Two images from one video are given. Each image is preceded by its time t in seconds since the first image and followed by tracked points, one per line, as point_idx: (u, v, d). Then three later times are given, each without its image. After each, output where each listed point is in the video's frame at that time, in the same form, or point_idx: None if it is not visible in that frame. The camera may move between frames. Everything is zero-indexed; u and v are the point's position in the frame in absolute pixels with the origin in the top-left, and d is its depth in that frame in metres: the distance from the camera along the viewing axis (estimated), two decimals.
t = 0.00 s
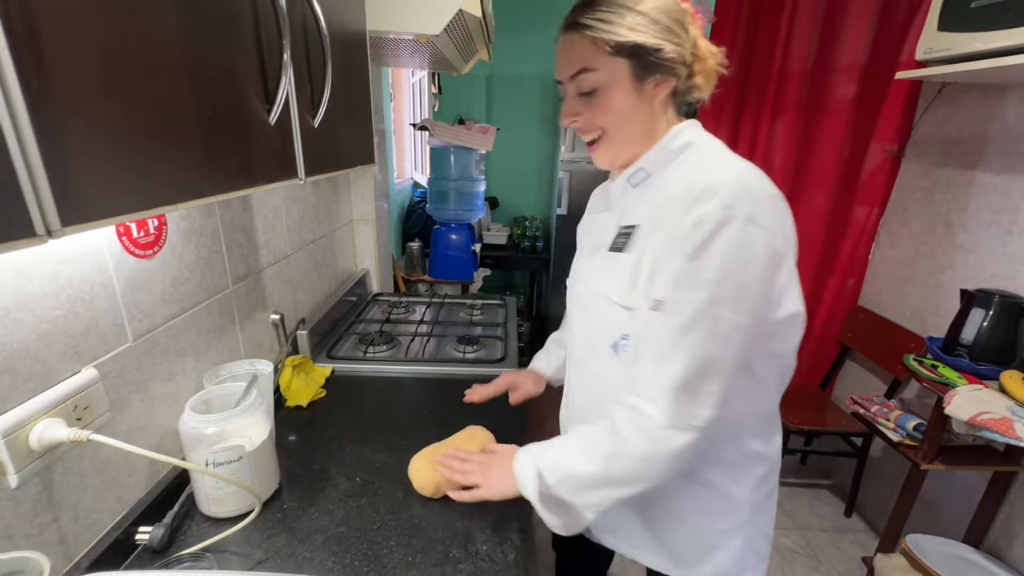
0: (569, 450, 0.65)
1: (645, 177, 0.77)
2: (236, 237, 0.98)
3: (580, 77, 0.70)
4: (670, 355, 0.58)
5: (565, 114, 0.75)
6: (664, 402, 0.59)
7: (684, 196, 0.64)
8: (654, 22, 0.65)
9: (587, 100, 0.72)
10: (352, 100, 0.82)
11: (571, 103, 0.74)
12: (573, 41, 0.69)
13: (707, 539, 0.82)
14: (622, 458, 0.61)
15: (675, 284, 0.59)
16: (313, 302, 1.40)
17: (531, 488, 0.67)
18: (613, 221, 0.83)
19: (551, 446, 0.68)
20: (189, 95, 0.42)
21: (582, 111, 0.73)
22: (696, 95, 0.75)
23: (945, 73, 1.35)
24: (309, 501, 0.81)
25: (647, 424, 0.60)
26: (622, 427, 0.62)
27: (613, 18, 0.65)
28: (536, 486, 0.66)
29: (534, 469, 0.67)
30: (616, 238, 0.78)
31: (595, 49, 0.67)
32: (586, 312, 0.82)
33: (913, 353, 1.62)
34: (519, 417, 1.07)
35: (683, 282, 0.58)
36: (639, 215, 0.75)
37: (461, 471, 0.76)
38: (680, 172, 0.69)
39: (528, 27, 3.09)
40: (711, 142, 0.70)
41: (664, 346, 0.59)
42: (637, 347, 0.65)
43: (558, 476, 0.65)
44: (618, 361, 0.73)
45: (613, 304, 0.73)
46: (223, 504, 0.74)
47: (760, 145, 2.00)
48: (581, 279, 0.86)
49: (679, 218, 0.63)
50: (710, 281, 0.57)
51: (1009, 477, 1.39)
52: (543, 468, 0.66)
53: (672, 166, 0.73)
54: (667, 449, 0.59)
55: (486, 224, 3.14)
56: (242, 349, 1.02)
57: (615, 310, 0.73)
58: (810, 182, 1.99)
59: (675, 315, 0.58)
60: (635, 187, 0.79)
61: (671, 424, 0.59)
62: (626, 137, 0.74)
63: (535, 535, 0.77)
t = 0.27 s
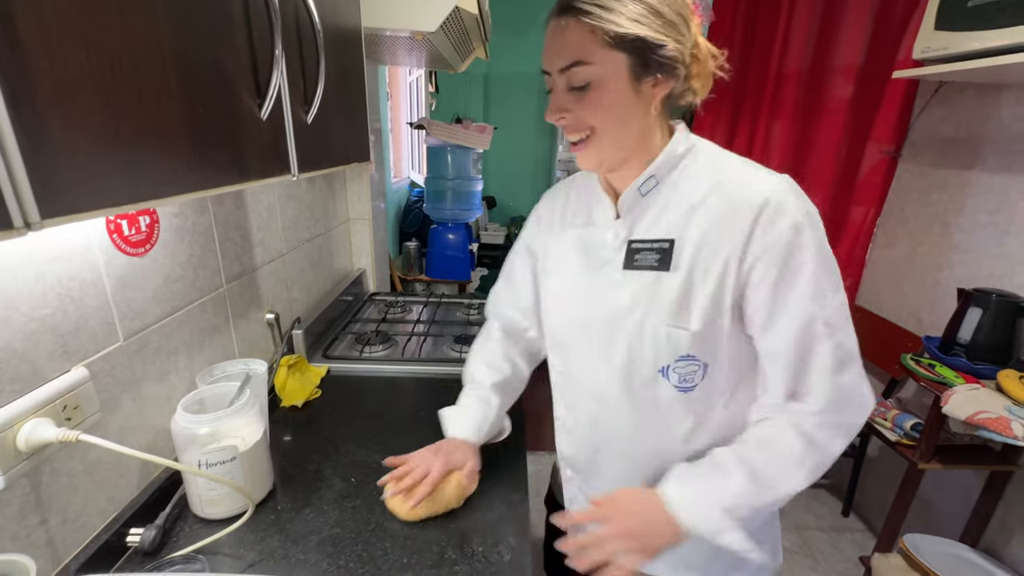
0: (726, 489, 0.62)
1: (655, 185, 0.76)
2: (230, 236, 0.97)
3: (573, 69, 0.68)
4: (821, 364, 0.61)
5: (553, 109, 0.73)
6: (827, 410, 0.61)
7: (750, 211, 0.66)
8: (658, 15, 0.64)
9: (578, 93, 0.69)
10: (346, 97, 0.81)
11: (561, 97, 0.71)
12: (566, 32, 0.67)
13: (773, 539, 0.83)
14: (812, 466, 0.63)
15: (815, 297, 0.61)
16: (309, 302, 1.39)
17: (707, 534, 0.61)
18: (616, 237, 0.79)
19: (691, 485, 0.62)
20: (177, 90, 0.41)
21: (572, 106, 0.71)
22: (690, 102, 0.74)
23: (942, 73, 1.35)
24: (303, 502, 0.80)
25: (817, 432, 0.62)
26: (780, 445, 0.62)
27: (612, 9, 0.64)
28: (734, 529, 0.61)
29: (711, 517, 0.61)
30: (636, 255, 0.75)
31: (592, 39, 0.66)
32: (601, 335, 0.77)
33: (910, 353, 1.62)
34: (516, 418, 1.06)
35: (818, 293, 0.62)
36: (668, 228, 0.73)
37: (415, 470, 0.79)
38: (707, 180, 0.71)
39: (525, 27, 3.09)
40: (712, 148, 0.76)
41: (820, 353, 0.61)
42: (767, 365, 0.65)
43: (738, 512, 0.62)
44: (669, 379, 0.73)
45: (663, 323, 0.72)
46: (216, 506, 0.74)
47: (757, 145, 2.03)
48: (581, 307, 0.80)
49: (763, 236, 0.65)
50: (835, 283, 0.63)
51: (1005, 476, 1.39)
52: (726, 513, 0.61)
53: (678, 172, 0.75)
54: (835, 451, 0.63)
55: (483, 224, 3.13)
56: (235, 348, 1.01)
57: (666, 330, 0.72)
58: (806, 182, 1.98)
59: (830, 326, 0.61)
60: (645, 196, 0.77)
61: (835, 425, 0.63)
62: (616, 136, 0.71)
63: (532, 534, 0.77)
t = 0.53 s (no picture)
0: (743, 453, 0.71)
1: (614, 223, 0.75)
2: (234, 240, 0.98)
3: (513, 113, 0.65)
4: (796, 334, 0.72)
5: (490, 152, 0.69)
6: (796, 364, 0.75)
7: (713, 237, 0.69)
8: (597, 63, 0.64)
9: (518, 138, 0.66)
10: (349, 103, 0.82)
11: (499, 141, 0.68)
12: (504, 76, 0.64)
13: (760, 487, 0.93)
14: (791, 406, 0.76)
15: (777, 295, 0.70)
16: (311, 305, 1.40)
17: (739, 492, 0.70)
18: (580, 280, 0.75)
19: (717, 463, 0.70)
20: (184, 99, 0.42)
21: (512, 151, 0.68)
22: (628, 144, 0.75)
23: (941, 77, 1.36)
24: (306, 505, 0.81)
25: (790, 383, 0.75)
26: (772, 408, 0.74)
27: (552, 55, 0.62)
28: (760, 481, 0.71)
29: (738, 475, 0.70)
30: (613, 295, 0.73)
31: (532, 85, 0.63)
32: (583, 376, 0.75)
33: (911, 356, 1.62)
34: (517, 420, 1.07)
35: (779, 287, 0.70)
36: (637, 262, 0.73)
37: None
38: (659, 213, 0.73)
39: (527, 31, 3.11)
40: (647, 174, 0.78)
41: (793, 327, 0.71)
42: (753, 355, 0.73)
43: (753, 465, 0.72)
44: (662, 402, 0.75)
45: (650, 356, 0.72)
46: (219, 508, 0.74)
47: (757, 149, 2.02)
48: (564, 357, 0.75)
49: (729, 259, 0.69)
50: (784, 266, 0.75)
51: (1006, 480, 1.39)
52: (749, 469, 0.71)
53: (630, 204, 0.75)
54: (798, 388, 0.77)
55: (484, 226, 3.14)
56: (238, 351, 1.02)
57: (654, 361, 0.72)
58: (807, 185, 1.99)
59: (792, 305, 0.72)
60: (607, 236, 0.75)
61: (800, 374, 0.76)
62: (558, 182, 0.69)
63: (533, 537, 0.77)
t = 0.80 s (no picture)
0: (728, 438, 0.71)
1: (633, 198, 0.77)
2: (245, 238, 1.00)
3: (542, 97, 0.67)
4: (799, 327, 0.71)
5: (523, 135, 0.71)
6: (803, 366, 0.72)
7: (726, 216, 0.71)
8: (623, 44, 0.65)
9: (550, 120, 0.68)
10: (359, 103, 0.83)
11: (530, 123, 0.70)
12: (534, 61, 0.66)
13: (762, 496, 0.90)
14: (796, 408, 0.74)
15: (785, 282, 0.70)
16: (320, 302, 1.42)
17: (716, 477, 0.70)
18: (599, 249, 0.78)
19: (700, 447, 0.70)
20: (204, 98, 0.43)
21: (543, 132, 0.70)
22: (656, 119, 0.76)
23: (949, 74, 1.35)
24: (316, 496, 0.82)
25: (795, 382, 0.73)
26: (769, 401, 0.72)
27: (579, 38, 0.64)
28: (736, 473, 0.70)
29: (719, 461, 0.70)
30: (622, 264, 0.76)
31: (560, 68, 0.65)
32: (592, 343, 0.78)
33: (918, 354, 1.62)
34: (523, 415, 1.08)
35: (788, 275, 0.70)
36: (650, 236, 0.75)
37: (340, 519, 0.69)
38: (679, 193, 0.75)
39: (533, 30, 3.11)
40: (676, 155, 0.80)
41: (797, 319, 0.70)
42: (754, 342, 0.73)
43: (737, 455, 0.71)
44: (666, 375, 0.77)
45: (656, 327, 0.75)
46: (232, 499, 0.76)
47: (763, 147, 2.03)
48: (573, 320, 0.79)
49: (739, 238, 0.70)
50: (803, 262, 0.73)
51: (1014, 479, 1.39)
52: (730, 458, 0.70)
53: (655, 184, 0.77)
54: (809, 394, 0.75)
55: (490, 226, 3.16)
56: (250, 347, 1.04)
57: (659, 331, 0.75)
58: (813, 183, 1.98)
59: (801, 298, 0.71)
60: (626, 208, 0.78)
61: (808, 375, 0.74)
62: (589, 159, 0.71)
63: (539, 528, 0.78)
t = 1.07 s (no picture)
0: (644, 459, 0.69)
1: (657, 180, 0.77)
2: (251, 239, 1.01)
3: (567, 93, 0.71)
4: (745, 364, 0.62)
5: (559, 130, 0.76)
6: (738, 405, 0.64)
7: (719, 215, 0.66)
8: (637, 27, 0.65)
9: (578, 113, 0.71)
10: (365, 105, 0.84)
11: (563, 118, 0.74)
12: (557, 61, 0.70)
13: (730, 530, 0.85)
14: (727, 464, 0.65)
15: (750, 303, 0.62)
16: (324, 303, 1.43)
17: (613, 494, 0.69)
18: (619, 223, 0.83)
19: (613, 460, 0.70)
20: (216, 101, 0.44)
21: (575, 124, 0.73)
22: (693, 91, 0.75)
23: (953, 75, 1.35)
24: (321, 496, 0.83)
25: (736, 431, 0.64)
26: (706, 435, 0.66)
27: (590, 33, 0.66)
28: (630, 499, 0.68)
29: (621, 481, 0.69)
30: (628, 241, 0.78)
31: (577, 64, 0.68)
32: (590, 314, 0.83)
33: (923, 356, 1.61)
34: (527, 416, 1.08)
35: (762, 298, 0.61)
36: (657, 219, 0.75)
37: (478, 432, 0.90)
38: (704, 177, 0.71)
39: (536, 33, 3.13)
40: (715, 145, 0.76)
41: (746, 354, 0.62)
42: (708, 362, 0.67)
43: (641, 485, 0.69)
44: (632, 360, 0.76)
45: (630, 306, 0.75)
46: (239, 497, 0.77)
47: (766, 147, 2.03)
48: (583, 283, 0.86)
49: (726, 237, 0.64)
50: (783, 297, 0.61)
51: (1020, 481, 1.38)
52: (628, 482, 0.69)
53: (682, 172, 0.75)
54: (745, 455, 0.64)
55: (494, 227, 3.16)
56: (255, 347, 1.04)
57: (634, 312, 0.74)
58: (818, 184, 1.98)
59: (762, 334, 0.61)
60: (647, 189, 0.79)
61: (753, 431, 0.64)
62: (621, 142, 0.73)
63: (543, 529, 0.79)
